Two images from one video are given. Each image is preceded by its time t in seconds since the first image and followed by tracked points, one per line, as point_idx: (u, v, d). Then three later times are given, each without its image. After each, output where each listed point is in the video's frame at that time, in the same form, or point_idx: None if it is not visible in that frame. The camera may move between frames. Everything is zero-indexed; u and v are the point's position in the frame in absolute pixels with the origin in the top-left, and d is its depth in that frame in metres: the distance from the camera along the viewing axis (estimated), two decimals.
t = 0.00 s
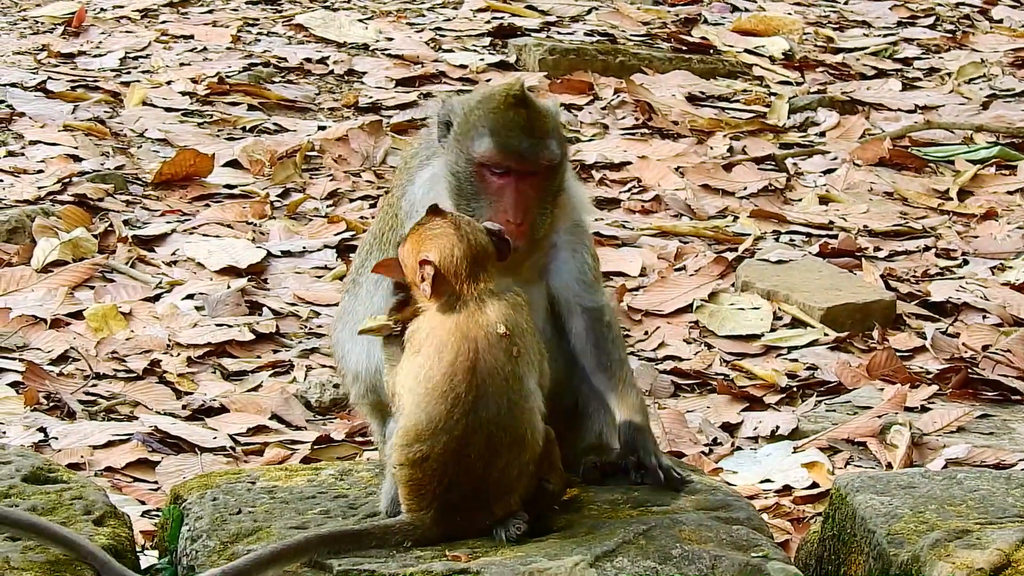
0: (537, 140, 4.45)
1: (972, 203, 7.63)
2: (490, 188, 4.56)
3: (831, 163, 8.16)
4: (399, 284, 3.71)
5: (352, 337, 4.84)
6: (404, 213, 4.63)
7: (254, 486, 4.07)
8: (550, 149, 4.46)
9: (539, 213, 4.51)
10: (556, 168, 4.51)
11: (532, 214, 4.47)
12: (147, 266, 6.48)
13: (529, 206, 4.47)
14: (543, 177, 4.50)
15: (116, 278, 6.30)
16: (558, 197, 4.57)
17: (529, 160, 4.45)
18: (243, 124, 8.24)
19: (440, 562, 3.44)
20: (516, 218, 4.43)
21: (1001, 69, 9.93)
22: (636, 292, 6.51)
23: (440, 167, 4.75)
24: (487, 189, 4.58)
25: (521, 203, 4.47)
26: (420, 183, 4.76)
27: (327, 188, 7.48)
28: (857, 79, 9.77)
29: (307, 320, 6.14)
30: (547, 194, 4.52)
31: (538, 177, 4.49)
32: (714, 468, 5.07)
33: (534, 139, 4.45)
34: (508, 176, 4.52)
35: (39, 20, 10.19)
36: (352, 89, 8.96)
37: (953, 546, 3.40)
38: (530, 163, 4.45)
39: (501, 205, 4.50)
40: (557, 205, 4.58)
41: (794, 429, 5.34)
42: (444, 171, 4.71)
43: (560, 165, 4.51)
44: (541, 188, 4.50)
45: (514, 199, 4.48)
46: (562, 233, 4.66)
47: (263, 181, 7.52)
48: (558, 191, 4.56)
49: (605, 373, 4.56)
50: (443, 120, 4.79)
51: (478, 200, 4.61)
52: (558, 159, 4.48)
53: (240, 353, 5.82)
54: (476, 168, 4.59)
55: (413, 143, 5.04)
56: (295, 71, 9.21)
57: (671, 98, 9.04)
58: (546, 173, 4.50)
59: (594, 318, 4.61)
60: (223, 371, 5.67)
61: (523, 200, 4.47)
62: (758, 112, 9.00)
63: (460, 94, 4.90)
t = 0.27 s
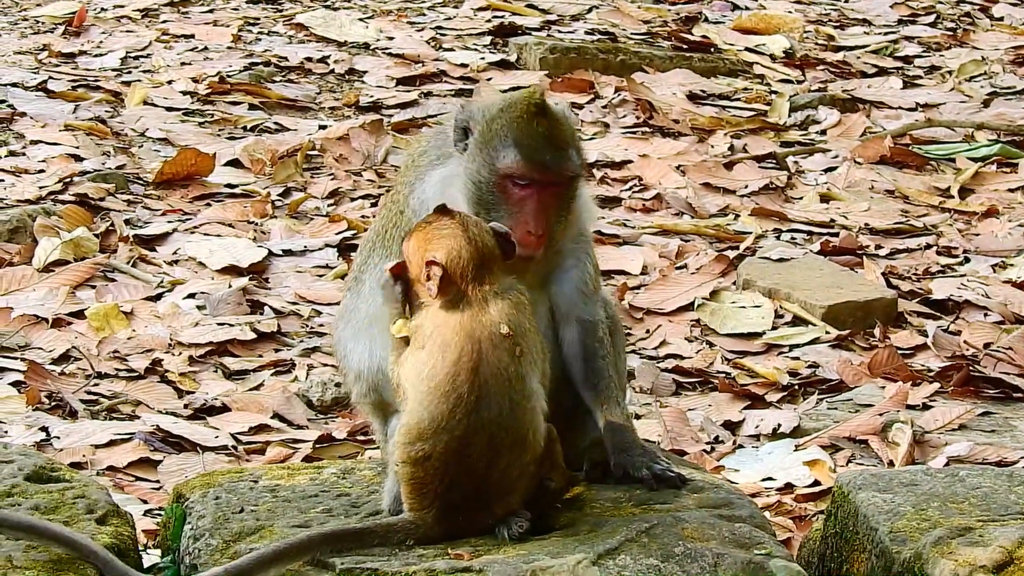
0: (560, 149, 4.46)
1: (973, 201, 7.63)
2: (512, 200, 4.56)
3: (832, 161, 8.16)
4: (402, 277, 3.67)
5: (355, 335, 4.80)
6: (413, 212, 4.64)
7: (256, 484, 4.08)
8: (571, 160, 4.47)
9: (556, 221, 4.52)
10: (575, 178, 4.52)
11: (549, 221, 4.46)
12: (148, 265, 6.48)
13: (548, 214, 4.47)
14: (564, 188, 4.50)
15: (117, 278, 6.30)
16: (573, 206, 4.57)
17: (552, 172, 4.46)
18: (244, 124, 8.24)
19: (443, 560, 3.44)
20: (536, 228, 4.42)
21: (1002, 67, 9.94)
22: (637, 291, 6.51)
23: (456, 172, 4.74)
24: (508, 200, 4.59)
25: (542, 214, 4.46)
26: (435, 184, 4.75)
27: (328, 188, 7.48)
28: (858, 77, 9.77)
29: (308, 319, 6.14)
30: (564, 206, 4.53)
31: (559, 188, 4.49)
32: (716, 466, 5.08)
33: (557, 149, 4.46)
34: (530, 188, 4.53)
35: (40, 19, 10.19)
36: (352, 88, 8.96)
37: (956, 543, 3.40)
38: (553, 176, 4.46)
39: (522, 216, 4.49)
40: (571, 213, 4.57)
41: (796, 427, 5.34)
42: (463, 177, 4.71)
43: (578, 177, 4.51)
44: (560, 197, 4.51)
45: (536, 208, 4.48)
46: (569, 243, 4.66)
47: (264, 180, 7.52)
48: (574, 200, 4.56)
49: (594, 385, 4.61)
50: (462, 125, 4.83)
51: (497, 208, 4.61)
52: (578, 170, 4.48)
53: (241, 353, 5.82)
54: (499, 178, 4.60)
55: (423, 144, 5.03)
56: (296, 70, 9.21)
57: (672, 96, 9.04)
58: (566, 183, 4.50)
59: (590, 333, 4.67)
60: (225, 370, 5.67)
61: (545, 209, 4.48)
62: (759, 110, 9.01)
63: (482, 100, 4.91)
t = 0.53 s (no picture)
0: (569, 155, 4.46)
1: (972, 199, 7.63)
2: (522, 204, 4.56)
3: (832, 159, 8.16)
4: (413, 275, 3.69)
5: (355, 334, 4.78)
6: (416, 210, 4.61)
7: (257, 484, 4.08)
8: (580, 165, 4.48)
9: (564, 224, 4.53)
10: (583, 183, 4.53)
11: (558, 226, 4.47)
12: (148, 265, 6.48)
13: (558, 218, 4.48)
14: (572, 192, 4.51)
15: (117, 277, 6.30)
16: (578, 210, 4.59)
17: (563, 176, 4.45)
18: (244, 123, 8.24)
19: (443, 559, 3.44)
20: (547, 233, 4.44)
21: (1002, 65, 9.93)
22: (637, 289, 6.50)
23: (462, 174, 4.71)
24: (518, 204, 4.57)
25: (553, 219, 4.48)
26: (439, 184, 4.71)
27: (327, 187, 7.48)
28: (858, 75, 9.77)
29: (309, 319, 6.14)
30: (571, 210, 4.55)
31: (567, 192, 4.51)
32: (716, 465, 5.08)
33: (567, 154, 4.46)
34: (540, 193, 4.52)
35: (40, 19, 10.19)
36: (352, 87, 8.96)
37: (956, 541, 3.40)
38: (563, 180, 4.44)
39: (533, 220, 4.51)
40: (577, 217, 4.59)
41: (796, 426, 5.34)
42: (468, 178, 4.68)
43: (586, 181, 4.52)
44: (569, 202, 4.52)
45: (546, 213, 4.49)
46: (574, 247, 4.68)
47: (264, 179, 7.52)
48: (580, 204, 4.58)
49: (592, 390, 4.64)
50: (468, 127, 4.74)
51: (505, 211, 4.60)
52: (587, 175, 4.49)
53: (242, 352, 5.82)
54: (508, 181, 4.56)
55: (423, 143, 4.96)
56: (296, 69, 9.20)
57: (672, 95, 9.04)
58: (574, 188, 4.51)
59: (589, 338, 4.66)
60: (225, 369, 5.68)
61: (554, 214, 4.49)
62: (759, 108, 9.00)
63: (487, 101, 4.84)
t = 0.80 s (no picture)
0: (573, 159, 4.41)
1: (973, 197, 7.63)
2: (524, 207, 4.52)
3: (832, 157, 8.16)
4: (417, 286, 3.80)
5: (355, 334, 4.78)
6: (417, 210, 4.60)
7: (257, 482, 4.08)
8: (584, 169, 4.43)
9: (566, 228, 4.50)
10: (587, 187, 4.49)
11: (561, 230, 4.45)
12: (148, 264, 6.48)
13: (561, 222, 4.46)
14: (575, 196, 4.47)
15: (117, 276, 6.30)
16: (581, 214, 4.57)
17: (567, 180, 4.40)
18: (244, 122, 8.24)
19: (444, 557, 3.45)
20: (548, 237, 4.43)
21: (1002, 63, 9.93)
22: (637, 288, 6.50)
23: (466, 175, 4.70)
24: (521, 207, 4.54)
25: (555, 223, 4.46)
26: (443, 184, 4.70)
27: (328, 186, 7.48)
28: (858, 74, 9.76)
29: (309, 317, 6.14)
30: (573, 213, 4.53)
31: (570, 197, 4.47)
32: (716, 463, 5.08)
33: (571, 158, 4.41)
34: (543, 197, 4.47)
35: (40, 18, 10.19)
36: (352, 86, 8.96)
37: (957, 539, 3.40)
38: (566, 186, 4.40)
39: (534, 224, 4.49)
40: (580, 220, 4.57)
41: (797, 424, 5.34)
42: (472, 180, 4.68)
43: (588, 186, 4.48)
44: (572, 206, 4.49)
45: (549, 217, 4.46)
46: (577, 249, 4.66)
47: (265, 178, 7.52)
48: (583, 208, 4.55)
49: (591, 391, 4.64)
50: (473, 129, 4.71)
51: (508, 214, 4.57)
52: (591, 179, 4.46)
53: (242, 351, 5.82)
54: (512, 182, 4.52)
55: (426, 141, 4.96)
56: (296, 68, 9.20)
57: (672, 93, 9.04)
58: (578, 192, 4.47)
59: (590, 340, 4.65)
60: (225, 368, 5.68)
61: (558, 218, 4.46)
62: (759, 107, 9.00)
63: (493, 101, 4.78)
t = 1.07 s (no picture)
0: (575, 156, 4.49)
1: (972, 195, 7.63)
2: (528, 204, 4.56)
3: (832, 155, 8.16)
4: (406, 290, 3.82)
5: (353, 333, 4.76)
6: (417, 209, 4.61)
7: (256, 481, 4.08)
8: (587, 167, 4.51)
9: (570, 226, 4.55)
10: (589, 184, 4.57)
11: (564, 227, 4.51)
12: (148, 262, 6.48)
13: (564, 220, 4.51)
14: (578, 193, 4.54)
15: (117, 275, 6.30)
16: (584, 212, 4.62)
17: (570, 177, 4.48)
18: (244, 120, 8.23)
19: (443, 557, 3.45)
20: (552, 235, 4.47)
21: (1002, 60, 9.93)
22: (637, 286, 6.50)
23: (468, 174, 4.73)
24: (524, 205, 4.57)
25: (559, 220, 4.50)
26: (445, 183, 4.70)
27: (327, 184, 7.48)
28: (858, 71, 9.76)
29: (309, 316, 6.14)
30: (577, 212, 4.57)
31: (574, 194, 4.53)
32: (716, 461, 5.08)
33: (573, 156, 4.49)
34: (546, 194, 4.52)
35: (39, 17, 10.19)
36: (352, 84, 8.96)
37: (956, 537, 3.40)
38: (570, 181, 4.47)
39: (538, 221, 4.52)
40: (583, 218, 4.62)
41: (796, 422, 5.34)
42: (472, 179, 4.71)
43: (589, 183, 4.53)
44: (574, 203, 4.54)
45: (553, 214, 4.50)
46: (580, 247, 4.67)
47: (264, 177, 7.52)
48: (586, 205, 4.61)
49: (591, 391, 4.61)
50: (474, 128, 4.74)
51: (510, 212, 4.60)
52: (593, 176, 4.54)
53: (242, 350, 5.82)
54: (514, 181, 4.58)
55: (426, 139, 4.93)
56: (295, 67, 9.20)
57: (672, 91, 9.03)
58: (581, 189, 4.54)
59: (589, 342, 4.62)
60: (225, 366, 5.68)
61: (561, 215, 4.51)
62: (759, 105, 9.00)
63: (494, 101, 4.83)
